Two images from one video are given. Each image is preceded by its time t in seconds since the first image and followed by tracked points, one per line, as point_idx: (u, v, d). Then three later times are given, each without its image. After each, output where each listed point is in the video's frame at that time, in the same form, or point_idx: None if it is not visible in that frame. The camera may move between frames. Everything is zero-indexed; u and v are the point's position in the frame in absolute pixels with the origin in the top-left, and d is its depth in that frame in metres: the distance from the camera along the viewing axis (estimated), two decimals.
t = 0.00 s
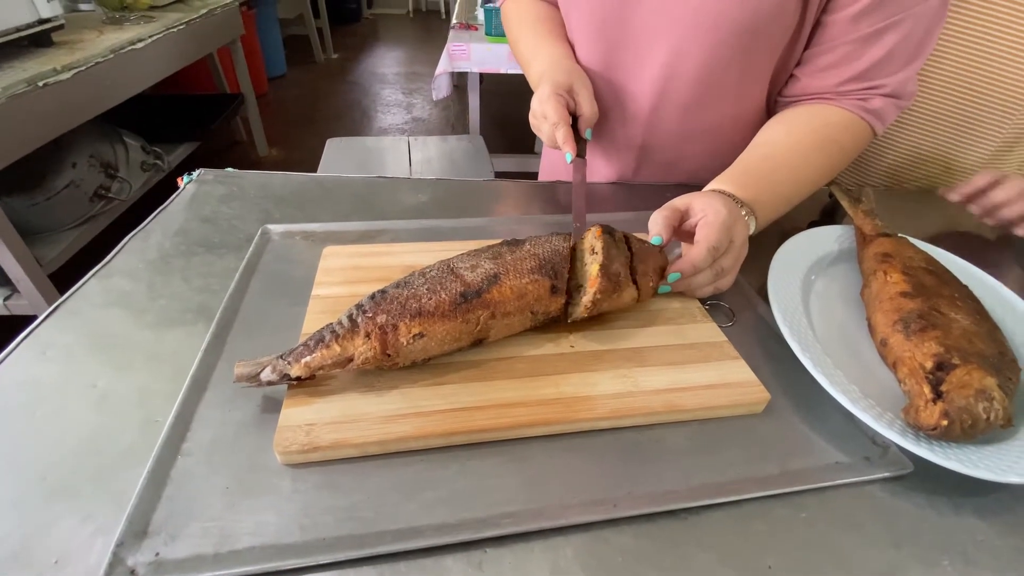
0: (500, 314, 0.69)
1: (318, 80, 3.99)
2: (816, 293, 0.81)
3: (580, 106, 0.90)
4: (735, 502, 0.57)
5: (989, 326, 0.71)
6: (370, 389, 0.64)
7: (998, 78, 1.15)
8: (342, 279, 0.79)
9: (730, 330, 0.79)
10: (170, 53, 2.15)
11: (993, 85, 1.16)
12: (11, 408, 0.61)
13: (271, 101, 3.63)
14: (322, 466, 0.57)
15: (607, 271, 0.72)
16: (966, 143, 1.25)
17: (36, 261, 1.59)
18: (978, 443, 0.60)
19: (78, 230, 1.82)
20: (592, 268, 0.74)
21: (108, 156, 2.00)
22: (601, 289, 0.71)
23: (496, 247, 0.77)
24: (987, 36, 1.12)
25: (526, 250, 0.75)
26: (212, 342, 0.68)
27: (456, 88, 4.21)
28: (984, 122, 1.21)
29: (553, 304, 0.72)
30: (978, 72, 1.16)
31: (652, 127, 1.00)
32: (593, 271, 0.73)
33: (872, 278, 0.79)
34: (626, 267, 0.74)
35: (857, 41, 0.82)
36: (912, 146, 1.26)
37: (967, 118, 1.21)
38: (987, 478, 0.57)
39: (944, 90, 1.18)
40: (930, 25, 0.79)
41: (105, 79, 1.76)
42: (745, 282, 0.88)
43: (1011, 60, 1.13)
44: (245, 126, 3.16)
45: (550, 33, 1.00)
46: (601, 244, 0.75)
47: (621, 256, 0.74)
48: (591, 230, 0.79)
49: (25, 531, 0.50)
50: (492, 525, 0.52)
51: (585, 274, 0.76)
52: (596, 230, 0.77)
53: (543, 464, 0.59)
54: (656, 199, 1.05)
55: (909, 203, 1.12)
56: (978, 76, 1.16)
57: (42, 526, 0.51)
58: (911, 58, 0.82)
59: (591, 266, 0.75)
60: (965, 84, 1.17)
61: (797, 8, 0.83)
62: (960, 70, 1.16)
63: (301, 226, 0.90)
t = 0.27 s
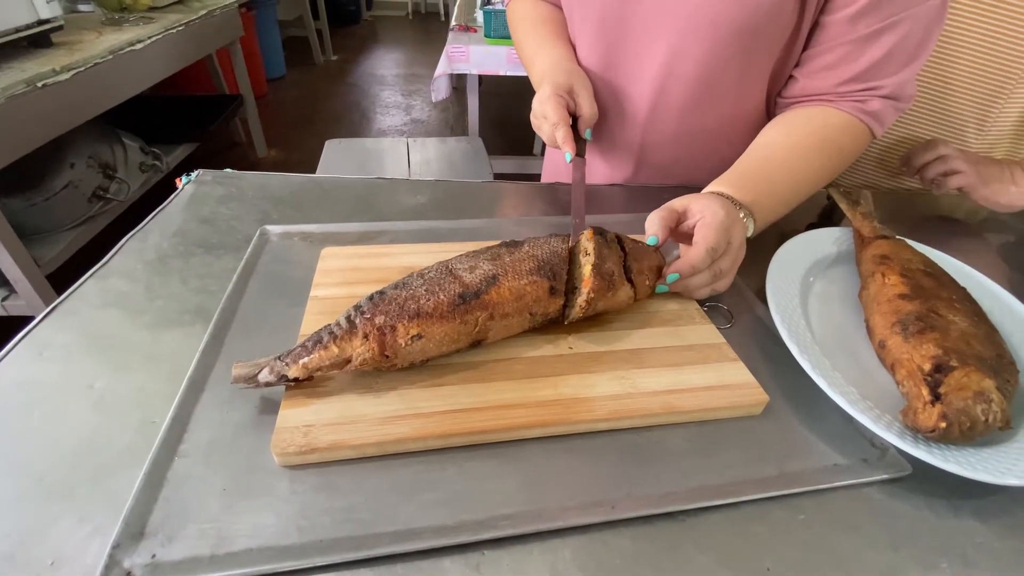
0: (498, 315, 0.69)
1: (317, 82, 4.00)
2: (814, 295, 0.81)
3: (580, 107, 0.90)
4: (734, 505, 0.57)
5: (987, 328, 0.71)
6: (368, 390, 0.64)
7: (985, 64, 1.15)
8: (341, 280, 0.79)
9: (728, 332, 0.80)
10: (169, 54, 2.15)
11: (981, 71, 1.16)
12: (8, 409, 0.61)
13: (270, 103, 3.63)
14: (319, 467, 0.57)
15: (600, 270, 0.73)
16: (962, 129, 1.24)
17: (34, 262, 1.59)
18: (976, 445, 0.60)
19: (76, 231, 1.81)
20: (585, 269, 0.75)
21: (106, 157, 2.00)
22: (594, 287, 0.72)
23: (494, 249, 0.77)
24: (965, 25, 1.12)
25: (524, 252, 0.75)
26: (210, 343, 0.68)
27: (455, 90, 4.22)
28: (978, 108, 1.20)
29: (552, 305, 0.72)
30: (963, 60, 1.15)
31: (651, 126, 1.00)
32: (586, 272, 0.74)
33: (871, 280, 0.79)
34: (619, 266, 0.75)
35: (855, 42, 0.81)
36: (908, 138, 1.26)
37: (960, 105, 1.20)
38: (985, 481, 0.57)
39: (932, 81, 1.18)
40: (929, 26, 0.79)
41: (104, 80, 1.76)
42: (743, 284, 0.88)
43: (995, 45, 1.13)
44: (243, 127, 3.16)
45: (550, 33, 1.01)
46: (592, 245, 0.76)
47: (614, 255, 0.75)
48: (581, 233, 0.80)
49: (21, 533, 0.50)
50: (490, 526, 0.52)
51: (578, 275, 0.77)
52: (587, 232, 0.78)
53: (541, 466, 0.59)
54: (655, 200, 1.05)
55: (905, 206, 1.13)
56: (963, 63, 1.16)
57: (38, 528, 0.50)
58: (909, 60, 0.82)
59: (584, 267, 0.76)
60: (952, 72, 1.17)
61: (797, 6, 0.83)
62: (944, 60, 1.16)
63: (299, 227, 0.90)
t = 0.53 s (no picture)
0: (497, 315, 0.69)
1: (316, 83, 3.99)
2: (812, 296, 0.81)
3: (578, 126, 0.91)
4: (732, 506, 0.57)
5: (984, 330, 0.71)
6: (366, 391, 0.64)
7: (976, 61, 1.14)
8: (339, 281, 0.79)
9: (726, 333, 0.80)
10: (167, 55, 2.14)
11: (971, 68, 1.15)
12: (4, 410, 0.61)
13: (269, 104, 3.63)
14: (317, 469, 0.57)
15: (594, 271, 0.73)
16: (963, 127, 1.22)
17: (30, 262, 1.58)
18: (972, 446, 0.61)
19: (73, 231, 1.81)
20: (578, 272, 0.76)
21: (104, 158, 2.00)
22: (589, 287, 0.72)
23: (493, 250, 0.77)
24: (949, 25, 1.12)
25: (523, 253, 0.75)
26: (208, 344, 0.68)
27: (454, 91, 4.22)
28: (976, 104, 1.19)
29: (550, 306, 0.72)
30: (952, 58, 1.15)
31: (653, 126, 1.01)
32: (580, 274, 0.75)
33: (868, 282, 0.79)
34: (612, 266, 0.75)
35: (853, 46, 0.81)
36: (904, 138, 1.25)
37: (954, 103, 1.19)
38: (982, 482, 0.57)
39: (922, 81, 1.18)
40: (929, 30, 0.78)
41: (102, 80, 1.76)
42: (742, 285, 0.89)
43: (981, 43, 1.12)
44: (242, 128, 3.16)
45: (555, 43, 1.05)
46: (584, 248, 0.77)
47: (607, 256, 0.76)
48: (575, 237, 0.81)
49: (17, 534, 0.50)
50: (488, 528, 0.52)
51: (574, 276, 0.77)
52: (579, 235, 0.79)
53: (539, 467, 0.59)
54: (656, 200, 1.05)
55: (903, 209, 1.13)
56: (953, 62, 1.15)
57: (34, 529, 0.50)
58: (908, 63, 0.81)
59: (577, 270, 0.76)
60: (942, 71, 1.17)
61: (796, 6, 0.83)
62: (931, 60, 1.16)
63: (298, 228, 0.90)
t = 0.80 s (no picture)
0: (496, 316, 0.69)
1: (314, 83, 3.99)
2: (810, 298, 0.81)
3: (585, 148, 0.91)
4: (730, 508, 0.57)
5: (981, 331, 0.71)
6: (364, 392, 0.64)
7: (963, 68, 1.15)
8: (338, 282, 0.78)
9: (724, 334, 0.80)
10: (165, 55, 2.14)
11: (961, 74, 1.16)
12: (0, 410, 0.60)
13: (267, 104, 3.63)
14: (315, 470, 0.57)
15: (590, 273, 0.73)
16: (954, 134, 1.22)
17: (27, 262, 1.58)
18: (970, 448, 0.61)
19: (70, 231, 1.80)
20: (574, 273, 0.76)
21: (102, 158, 1.99)
22: (586, 290, 0.72)
23: (491, 250, 0.77)
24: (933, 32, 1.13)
25: (521, 254, 0.75)
26: (205, 345, 0.68)
27: (452, 92, 4.22)
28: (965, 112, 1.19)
29: (548, 307, 0.72)
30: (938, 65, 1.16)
31: (654, 126, 1.01)
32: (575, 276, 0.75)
33: (866, 283, 0.79)
34: (609, 268, 0.75)
35: (847, 42, 0.82)
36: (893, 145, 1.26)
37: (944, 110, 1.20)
38: (979, 483, 0.57)
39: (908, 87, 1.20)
40: (923, 28, 0.79)
41: (99, 80, 1.75)
42: (740, 287, 0.89)
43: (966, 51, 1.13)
44: (240, 129, 3.15)
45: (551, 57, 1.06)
46: (580, 249, 0.77)
47: (603, 258, 0.76)
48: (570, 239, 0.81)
49: (13, 536, 0.50)
50: (486, 529, 0.52)
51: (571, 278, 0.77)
52: (575, 237, 0.79)
53: (537, 469, 0.59)
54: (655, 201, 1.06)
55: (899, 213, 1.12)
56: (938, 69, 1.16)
57: (29, 531, 0.50)
58: (902, 62, 0.81)
59: (573, 271, 0.76)
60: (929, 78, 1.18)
61: (795, 4, 0.83)
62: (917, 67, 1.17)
63: (295, 229, 0.90)
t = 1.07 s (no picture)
0: (494, 317, 0.68)
1: (312, 83, 3.98)
2: (808, 299, 0.81)
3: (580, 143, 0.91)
4: (728, 508, 0.57)
5: (978, 332, 0.71)
6: (361, 393, 0.64)
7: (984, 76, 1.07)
8: (336, 283, 0.78)
9: (722, 335, 0.80)
10: (163, 54, 2.14)
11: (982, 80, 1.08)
12: None
13: (265, 104, 3.62)
14: (312, 471, 0.57)
15: (588, 274, 0.73)
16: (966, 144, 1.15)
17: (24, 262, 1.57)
18: (967, 448, 0.61)
19: (67, 231, 1.80)
20: (572, 274, 0.75)
21: (99, 157, 1.99)
22: (584, 290, 0.72)
23: (489, 250, 0.76)
24: (960, 34, 1.06)
25: (520, 254, 0.75)
26: (202, 345, 0.68)
27: (451, 93, 4.21)
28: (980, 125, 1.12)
29: (547, 308, 0.72)
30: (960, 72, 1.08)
31: (647, 126, 1.01)
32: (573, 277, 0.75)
33: (864, 284, 0.79)
34: (607, 269, 0.75)
35: (830, 46, 0.81)
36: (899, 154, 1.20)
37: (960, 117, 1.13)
38: (976, 484, 0.57)
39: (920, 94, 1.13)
40: (907, 33, 0.79)
41: (97, 79, 1.75)
42: (738, 287, 0.89)
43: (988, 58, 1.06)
44: (238, 128, 3.15)
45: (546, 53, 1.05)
46: (578, 250, 0.77)
47: (602, 259, 0.76)
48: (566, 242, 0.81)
49: (8, 537, 0.49)
50: (484, 530, 0.52)
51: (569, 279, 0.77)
52: (573, 238, 0.79)
53: (535, 470, 0.59)
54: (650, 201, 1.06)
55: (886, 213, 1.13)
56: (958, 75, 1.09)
57: (24, 532, 0.50)
58: (885, 66, 0.81)
59: (570, 273, 0.76)
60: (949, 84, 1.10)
61: (788, 4, 0.83)
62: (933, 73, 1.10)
63: (293, 229, 0.90)
